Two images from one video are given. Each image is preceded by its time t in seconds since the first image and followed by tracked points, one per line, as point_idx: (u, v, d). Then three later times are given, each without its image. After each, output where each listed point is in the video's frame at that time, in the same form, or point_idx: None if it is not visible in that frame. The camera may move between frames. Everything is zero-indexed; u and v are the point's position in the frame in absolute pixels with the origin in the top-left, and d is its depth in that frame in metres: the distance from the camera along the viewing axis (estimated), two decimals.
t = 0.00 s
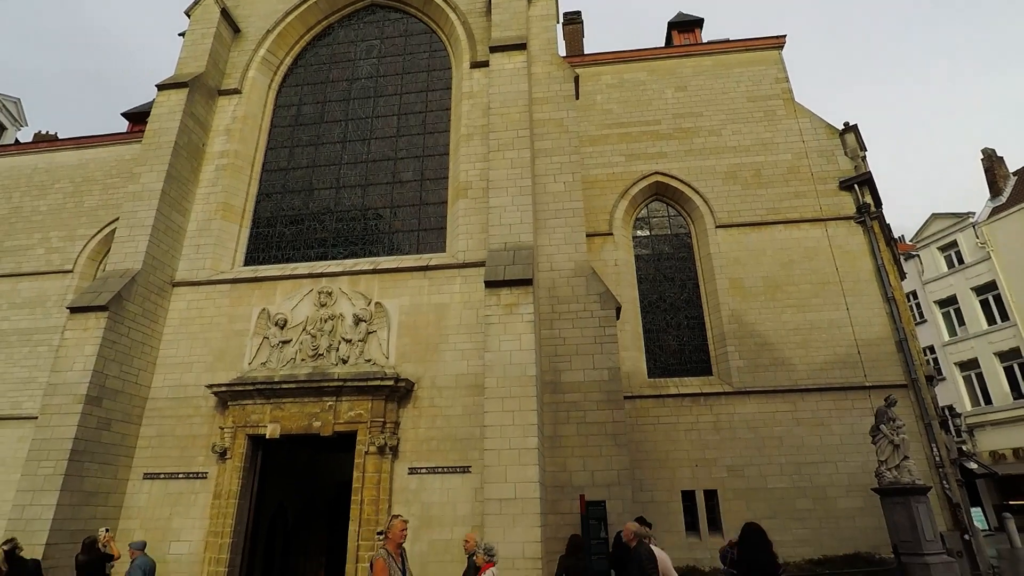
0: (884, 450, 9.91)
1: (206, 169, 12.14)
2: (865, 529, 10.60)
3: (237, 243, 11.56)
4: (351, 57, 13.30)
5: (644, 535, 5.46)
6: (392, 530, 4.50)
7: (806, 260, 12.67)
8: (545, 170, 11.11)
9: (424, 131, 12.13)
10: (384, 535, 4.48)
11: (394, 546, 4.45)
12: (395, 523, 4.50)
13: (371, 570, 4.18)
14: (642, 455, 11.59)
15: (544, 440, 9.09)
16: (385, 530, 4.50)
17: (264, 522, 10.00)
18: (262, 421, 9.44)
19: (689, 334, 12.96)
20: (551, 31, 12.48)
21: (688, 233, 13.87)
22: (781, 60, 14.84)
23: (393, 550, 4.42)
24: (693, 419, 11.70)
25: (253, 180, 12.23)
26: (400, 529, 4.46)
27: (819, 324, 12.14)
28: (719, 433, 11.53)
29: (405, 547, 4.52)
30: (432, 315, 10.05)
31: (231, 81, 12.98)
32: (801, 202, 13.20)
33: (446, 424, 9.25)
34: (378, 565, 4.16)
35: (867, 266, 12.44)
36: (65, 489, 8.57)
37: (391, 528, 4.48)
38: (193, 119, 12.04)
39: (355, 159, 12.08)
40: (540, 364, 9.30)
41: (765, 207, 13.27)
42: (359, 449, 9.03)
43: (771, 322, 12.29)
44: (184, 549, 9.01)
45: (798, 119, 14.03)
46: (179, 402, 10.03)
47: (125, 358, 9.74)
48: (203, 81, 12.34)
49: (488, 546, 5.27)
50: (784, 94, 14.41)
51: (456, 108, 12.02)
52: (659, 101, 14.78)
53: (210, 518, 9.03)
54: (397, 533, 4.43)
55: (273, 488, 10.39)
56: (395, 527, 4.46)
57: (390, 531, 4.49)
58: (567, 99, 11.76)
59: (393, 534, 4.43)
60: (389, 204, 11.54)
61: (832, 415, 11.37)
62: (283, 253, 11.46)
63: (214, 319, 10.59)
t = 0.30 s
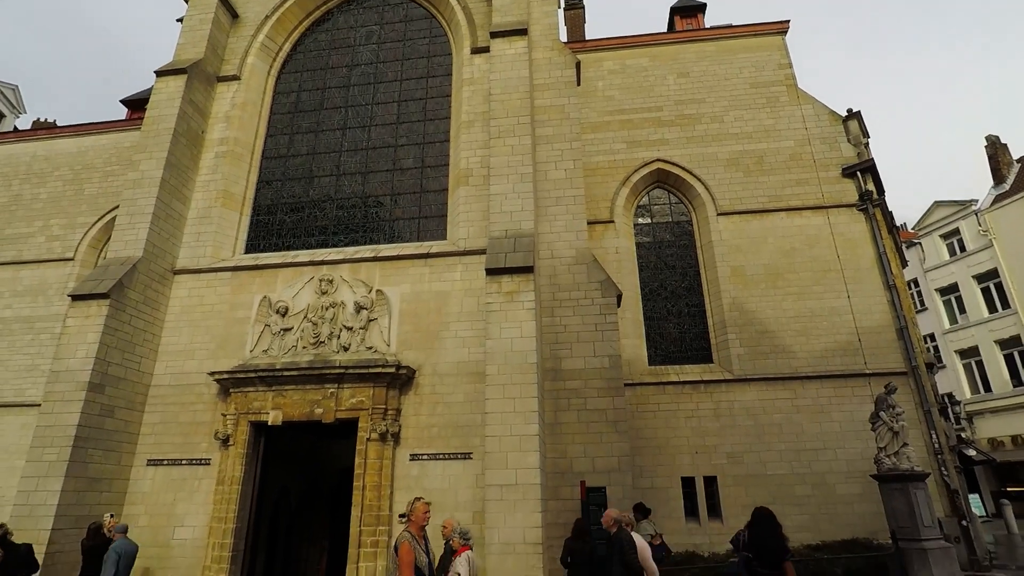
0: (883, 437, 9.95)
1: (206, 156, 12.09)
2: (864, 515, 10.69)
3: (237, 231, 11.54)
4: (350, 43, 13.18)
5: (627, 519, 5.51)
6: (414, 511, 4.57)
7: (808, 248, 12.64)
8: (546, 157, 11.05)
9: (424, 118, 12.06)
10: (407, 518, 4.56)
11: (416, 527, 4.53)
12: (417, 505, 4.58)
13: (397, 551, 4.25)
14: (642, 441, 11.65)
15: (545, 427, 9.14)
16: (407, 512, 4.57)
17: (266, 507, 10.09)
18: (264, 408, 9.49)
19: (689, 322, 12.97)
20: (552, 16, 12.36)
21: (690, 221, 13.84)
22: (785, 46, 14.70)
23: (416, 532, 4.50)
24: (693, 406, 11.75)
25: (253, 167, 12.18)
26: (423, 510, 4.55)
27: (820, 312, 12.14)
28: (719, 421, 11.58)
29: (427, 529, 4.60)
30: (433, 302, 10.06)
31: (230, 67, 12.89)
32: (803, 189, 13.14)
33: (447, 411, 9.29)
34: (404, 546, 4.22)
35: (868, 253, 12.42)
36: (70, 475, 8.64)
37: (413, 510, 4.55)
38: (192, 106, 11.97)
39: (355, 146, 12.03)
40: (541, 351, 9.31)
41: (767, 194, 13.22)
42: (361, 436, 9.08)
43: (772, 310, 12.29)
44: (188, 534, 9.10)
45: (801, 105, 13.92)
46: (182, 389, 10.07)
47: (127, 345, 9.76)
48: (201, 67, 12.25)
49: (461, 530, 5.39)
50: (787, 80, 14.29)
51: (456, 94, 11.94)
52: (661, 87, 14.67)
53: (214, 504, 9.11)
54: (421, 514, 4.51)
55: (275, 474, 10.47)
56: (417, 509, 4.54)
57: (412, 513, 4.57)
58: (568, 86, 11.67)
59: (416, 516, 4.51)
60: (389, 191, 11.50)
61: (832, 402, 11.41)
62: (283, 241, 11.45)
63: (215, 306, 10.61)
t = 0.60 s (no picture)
0: (883, 424, 10.00)
1: (205, 143, 12.04)
2: (862, 501, 10.76)
3: (238, 218, 11.52)
4: (350, 29, 13.06)
5: (607, 503, 5.63)
6: (444, 498, 4.44)
7: (809, 235, 12.61)
8: (547, 144, 10.99)
9: (424, 104, 11.98)
10: (437, 505, 4.44)
11: (447, 515, 4.40)
12: (448, 493, 4.44)
13: (427, 535, 4.21)
14: (642, 428, 11.71)
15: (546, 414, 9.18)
16: (437, 498, 4.45)
17: (269, 494, 10.17)
18: (266, 395, 9.53)
19: (690, 310, 12.99)
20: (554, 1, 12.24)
21: (691, 208, 13.80)
22: (788, 31, 14.54)
23: (447, 520, 4.38)
24: (693, 394, 11.78)
25: (253, 154, 12.14)
26: (453, 499, 4.42)
27: (821, 300, 12.13)
28: (719, 408, 11.62)
29: (458, 515, 4.47)
30: (434, 290, 10.06)
31: (229, 53, 12.79)
32: (805, 177, 13.08)
33: (448, 397, 9.33)
34: (434, 531, 4.16)
35: (870, 241, 12.39)
36: (74, 462, 8.69)
37: (444, 498, 4.42)
38: (191, 93, 11.90)
39: (355, 133, 11.97)
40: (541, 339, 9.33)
41: (769, 182, 13.16)
42: (363, 423, 9.13)
43: (773, 298, 12.29)
44: (192, 520, 9.19)
45: (804, 91, 13.80)
46: (184, 376, 10.12)
47: (128, 332, 9.79)
48: (200, 53, 12.16)
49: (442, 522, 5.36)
50: (791, 66, 14.15)
51: (457, 80, 11.86)
52: (663, 73, 14.54)
53: (217, 490, 9.19)
54: (451, 504, 4.39)
55: (278, 460, 10.55)
56: (448, 497, 4.40)
57: (442, 501, 4.44)
58: (569, 72, 11.57)
59: (446, 504, 4.38)
60: (389, 178, 11.47)
61: (832, 389, 11.45)
62: (284, 228, 11.45)
63: (217, 294, 10.63)
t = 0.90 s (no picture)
0: (882, 411, 10.04)
1: (205, 130, 11.98)
2: (861, 487, 10.84)
3: (238, 206, 11.50)
4: (350, 14, 12.94)
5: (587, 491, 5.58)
6: (474, 477, 4.44)
7: (811, 223, 12.57)
8: (548, 131, 10.93)
9: (425, 91, 11.90)
10: (467, 484, 4.45)
11: (477, 493, 4.41)
12: (477, 473, 4.43)
13: (459, 512, 4.28)
14: (642, 415, 11.77)
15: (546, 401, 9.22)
16: (468, 478, 4.45)
17: (272, 479, 10.26)
18: (268, 381, 9.58)
19: (691, 297, 12.99)
20: None
21: (693, 196, 13.75)
22: (792, 16, 14.39)
23: (477, 498, 4.40)
24: (693, 381, 11.82)
25: (252, 141, 12.08)
26: (483, 478, 4.41)
27: (823, 287, 12.12)
28: (719, 395, 11.66)
29: (488, 494, 4.46)
30: (435, 277, 10.06)
31: (227, 39, 12.69)
32: (808, 164, 13.01)
33: (449, 385, 9.37)
34: (466, 510, 4.22)
35: (872, 229, 12.36)
36: (78, 448, 8.75)
37: (473, 477, 4.42)
38: (190, 79, 11.82)
39: (355, 120, 11.90)
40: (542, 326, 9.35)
41: (771, 169, 13.09)
42: (365, 409, 9.17)
43: (774, 285, 12.28)
44: (196, 505, 9.28)
45: (807, 77, 13.68)
46: (186, 364, 10.16)
47: (130, 319, 9.81)
48: (199, 39, 12.07)
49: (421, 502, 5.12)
50: (794, 52, 14.01)
51: (457, 66, 11.76)
52: (665, 59, 14.41)
53: (220, 475, 9.27)
54: (481, 484, 4.38)
55: (281, 447, 10.63)
56: (478, 477, 4.39)
57: (472, 480, 4.44)
58: (571, 57, 11.47)
59: (476, 484, 4.38)
60: (390, 166, 11.42)
61: (832, 377, 11.48)
62: (284, 216, 11.43)
63: (217, 282, 10.63)
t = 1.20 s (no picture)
0: (882, 398, 10.08)
1: (204, 117, 11.91)
2: (860, 474, 10.90)
3: (238, 193, 11.47)
4: None
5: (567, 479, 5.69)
6: (500, 464, 4.49)
7: (813, 210, 12.53)
8: (549, 118, 10.86)
9: (425, 77, 11.82)
10: (493, 471, 4.49)
11: (504, 480, 4.45)
12: (504, 460, 4.47)
13: (488, 502, 4.29)
14: (642, 402, 11.82)
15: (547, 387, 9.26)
16: (493, 465, 4.50)
17: (274, 466, 10.33)
18: (270, 368, 9.62)
19: (692, 285, 12.99)
20: None
21: (695, 183, 13.70)
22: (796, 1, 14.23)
23: (503, 485, 4.44)
24: (694, 369, 11.86)
25: (252, 128, 12.02)
26: (510, 466, 4.45)
27: (824, 275, 12.11)
28: (719, 383, 11.70)
29: (515, 480, 4.50)
30: (436, 265, 10.06)
31: (226, 24, 12.58)
32: (810, 151, 12.94)
33: (450, 372, 9.41)
34: (494, 499, 4.23)
35: (873, 216, 12.32)
36: (82, 434, 8.81)
37: (500, 465, 4.46)
38: (188, 65, 11.74)
39: (355, 106, 11.83)
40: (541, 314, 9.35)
41: (773, 156, 13.02)
42: (366, 396, 9.22)
43: (775, 273, 12.27)
44: (200, 491, 9.37)
45: (811, 63, 13.55)
46: (188, 351, 10.20)
47: (132, 307, 9.83)
48: (197, 25, 11.97)
49: (403, 490, 5.70)
50: (798, 37, 13.87)
51: (458, 52, 11.66)
52: (667, 45, 14.28)
53: (223, 462, 9.34)
54: (507, 471, 4.43)
55: (283, 434, 10.68)
56: (504, 463, 4.43)
57: (498, 467, 4.49)
58: (572, 43, 11.38)
59: (502, 471, 4.42)
60: (390, 153, 11.38)
61: (832, 365, 11.51)
62: (285, 203, 11.42)
63: (218, 269, 10.64)
